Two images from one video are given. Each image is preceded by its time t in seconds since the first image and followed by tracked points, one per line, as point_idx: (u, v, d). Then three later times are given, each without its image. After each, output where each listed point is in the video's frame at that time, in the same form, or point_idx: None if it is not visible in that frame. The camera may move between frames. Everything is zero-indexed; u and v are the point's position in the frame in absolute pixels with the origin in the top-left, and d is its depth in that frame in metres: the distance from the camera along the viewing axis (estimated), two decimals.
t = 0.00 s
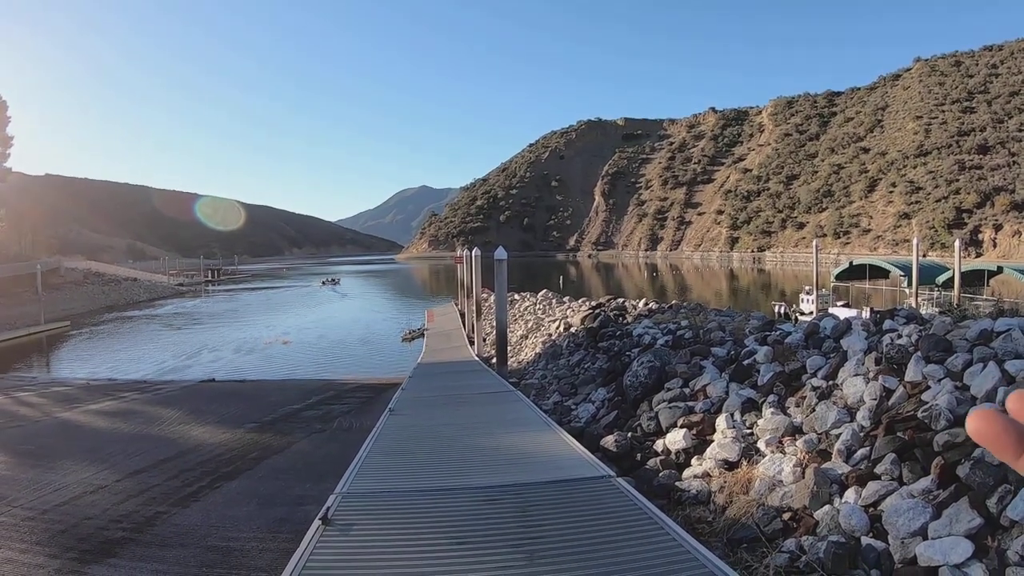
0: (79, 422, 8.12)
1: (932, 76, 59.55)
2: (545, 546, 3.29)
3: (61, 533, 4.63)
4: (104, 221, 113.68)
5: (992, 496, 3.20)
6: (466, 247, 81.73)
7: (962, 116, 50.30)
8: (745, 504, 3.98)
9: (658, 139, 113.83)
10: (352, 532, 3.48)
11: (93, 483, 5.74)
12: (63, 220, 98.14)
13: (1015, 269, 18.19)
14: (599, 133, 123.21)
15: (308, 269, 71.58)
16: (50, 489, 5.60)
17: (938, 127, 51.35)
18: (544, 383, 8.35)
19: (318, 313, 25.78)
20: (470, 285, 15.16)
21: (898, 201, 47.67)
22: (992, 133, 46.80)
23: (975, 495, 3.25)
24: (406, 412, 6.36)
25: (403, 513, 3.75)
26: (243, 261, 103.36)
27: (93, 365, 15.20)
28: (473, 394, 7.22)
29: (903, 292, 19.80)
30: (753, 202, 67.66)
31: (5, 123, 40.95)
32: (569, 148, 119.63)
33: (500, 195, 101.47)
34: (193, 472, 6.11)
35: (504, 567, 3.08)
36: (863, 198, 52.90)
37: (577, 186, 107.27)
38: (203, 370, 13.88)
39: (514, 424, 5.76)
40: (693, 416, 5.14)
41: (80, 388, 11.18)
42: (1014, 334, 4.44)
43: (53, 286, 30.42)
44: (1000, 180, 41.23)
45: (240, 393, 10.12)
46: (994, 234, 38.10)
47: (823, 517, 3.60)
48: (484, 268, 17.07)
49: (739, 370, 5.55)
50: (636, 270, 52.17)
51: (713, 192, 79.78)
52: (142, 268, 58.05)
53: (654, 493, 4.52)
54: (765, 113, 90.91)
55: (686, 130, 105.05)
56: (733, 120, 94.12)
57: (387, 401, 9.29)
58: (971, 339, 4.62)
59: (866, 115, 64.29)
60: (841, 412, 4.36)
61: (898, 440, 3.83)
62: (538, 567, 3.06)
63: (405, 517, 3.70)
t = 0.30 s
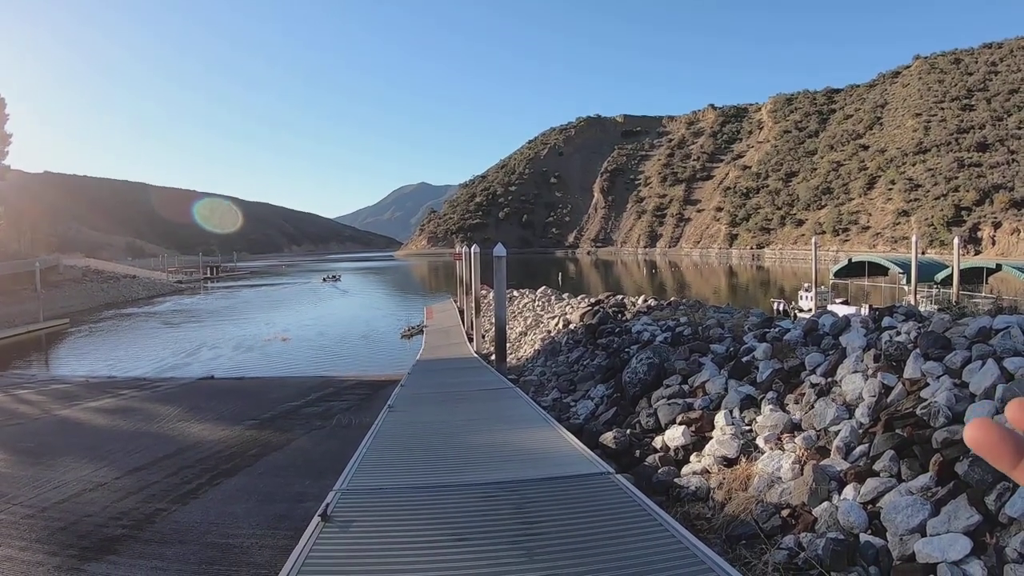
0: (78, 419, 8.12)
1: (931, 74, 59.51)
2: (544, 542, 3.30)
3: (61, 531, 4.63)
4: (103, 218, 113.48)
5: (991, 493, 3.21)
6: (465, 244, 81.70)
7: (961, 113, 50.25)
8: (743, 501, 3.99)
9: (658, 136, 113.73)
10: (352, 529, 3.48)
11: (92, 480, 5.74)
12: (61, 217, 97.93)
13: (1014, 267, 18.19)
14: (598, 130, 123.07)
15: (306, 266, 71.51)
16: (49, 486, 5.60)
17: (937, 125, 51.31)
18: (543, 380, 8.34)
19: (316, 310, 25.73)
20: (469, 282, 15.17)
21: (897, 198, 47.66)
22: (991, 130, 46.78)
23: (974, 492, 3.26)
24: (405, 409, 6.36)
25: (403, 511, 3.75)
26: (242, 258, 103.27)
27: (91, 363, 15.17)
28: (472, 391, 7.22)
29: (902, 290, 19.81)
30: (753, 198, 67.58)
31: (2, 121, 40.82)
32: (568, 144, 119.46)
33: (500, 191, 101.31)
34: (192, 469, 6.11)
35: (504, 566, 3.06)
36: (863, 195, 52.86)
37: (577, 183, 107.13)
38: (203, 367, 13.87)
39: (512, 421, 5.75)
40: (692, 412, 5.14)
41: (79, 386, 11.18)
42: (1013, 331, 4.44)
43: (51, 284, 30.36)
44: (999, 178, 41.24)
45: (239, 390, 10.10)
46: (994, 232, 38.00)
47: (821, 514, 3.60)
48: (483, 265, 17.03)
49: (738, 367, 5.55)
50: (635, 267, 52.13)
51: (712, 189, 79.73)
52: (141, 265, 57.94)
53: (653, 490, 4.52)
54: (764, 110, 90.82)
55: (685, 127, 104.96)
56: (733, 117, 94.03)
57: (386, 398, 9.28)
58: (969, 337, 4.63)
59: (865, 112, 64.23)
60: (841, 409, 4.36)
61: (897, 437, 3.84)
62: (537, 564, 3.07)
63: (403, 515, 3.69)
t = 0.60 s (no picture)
0: (79, 415, 8.13)
1: (934, 72, 59.35)
2: (544, 539, 3.30)
3: (62, 527, 4.64)
4: (104, 214, 113.52)
5: (992, 493, 3.20)
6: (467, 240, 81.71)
7: (964, 112, 50.11)
8: (744, 499, 3.98)
9: (660, 133, 113.57)
10: (353, 525, 3.48)
11: (94, 476, 5.75)
12: (63, 212, 98.00)
13: (1016, 265, 18.17)
14: (601, 126, 122.82)
15: (308, 262, 71.52)
16: (51, 482, 5.61)
17: (940, 123, 51.18)
18: (544, 376, 8.35)
19: (318, 306, 25.72)
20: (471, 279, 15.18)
21: (899, 195, 47.59)
22: (994, 129, 46.64)
23: (975, 491, 3.25)
24: (406, 405, 6.36)
25: (405, 507, 3.74)
26: (244, 253, 103.29)
27: (93, 359, 15.18)
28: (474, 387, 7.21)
29: (903, 288, 19.78)
30: (755, 196, 67.46)
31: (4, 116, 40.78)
32: (570, 140, 119.26)
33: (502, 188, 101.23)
34: (194, 464, 6.13)
35: (505, 564, 3.05)
36: (865, 193, 52.79)
37: (579, 180, 107.01)
38: (204, 363, 13.89)
39: (513, 418, 5.75)
40: (693, 410, 5.14)
41: (80, 381, 11.19)
42: (1016, 331, 4.43)
43: (52, 279, 30.37)
44: (1002, 176, 41.15)
45: (241, 386, 10.12)
46: (996, 230, 37.80)
47: (822, 512, 3.60)
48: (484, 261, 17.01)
49: (739, 364, 5.55)
50: (637, 264, 52.09)
51: (714, 186, 79.64)
52: (142, 260, 57.90)
53: (653, 487, 4.52)
54: (766, 107, 90.60)
55: (687, 124, 104.78)
56: (735, 115, 93.79)
57: (388, 394, 9.30)
58: (972, 336, 4.62)
59: (868, 109, 64.07)
60: (842, 407, 4.35)
61: (898, 435, 3.83)
62: (538, 562, 3.06)
63: (405, 511, 3.69)
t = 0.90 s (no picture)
0: (84, 412, 8.16)
1: (940, 72, 59.13)
2: (549, 540, 3.28)
3: (65, 523, 4.65)
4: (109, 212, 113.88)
5: (995, 495, 3.19)
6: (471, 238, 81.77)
7: (969, 112, 49.96)
8: (748, 499, 3.97)
9: (664, 132, 113.36)
10: (357, 523, 3.49)
11: (98, 473, 5.77)
12: (69, 210, 98.36)
13: (1021, 267, 18.10)
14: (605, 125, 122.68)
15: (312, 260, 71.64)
16: (55, 478, 5.63)
17: (945, 123, 50.98)
18: (549, 375, 8.35)
19: (322, 304, 25.75)
20: (475, 277, 15.20)
21: (904, 196, 47.46)
22: (1000, 130, 46.44)
23: (978, 493, 3.24)
24: (409, 403, 6.37)
25: (408, 506, 3.74)
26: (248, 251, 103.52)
27: (98, 355, 15.24)
28: (479, 385, 7.21)
29: (908, 289, 19.72)
30: (759, 196, 67.33)
31: (10, 114, 40.94)
32: (574, 139, 119.17)
33: (506, 186, 101.28)
34: (197, 461, 6.14)
35: (507, 564, 3.04)
36: (869, 194, 52.67)
37: (583, 179, 106.97)
38: (208, 360, 13.92)
39: (516, 416, 5.74)
40: (696, 410, 5.13)
41: (85, 378, 11.22)
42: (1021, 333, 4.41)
43: (57, 276, 30.49)
44: (1007, 177, 41.01)
45: (245, 383, 10.13)
46: (1000, 231, 37.65)
47: (825, 513, 3.59)
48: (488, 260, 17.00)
49: (743, 365, 5.53)
50: (642, 263, 52.05)
51: (719, 185, 79.46)
52: (146, 258, 58.05)
53: (656, 487, 4.52)
54: (771, 107, 90.39)
55: (692, 124, 104.59)
56: (740, 114, 93.58)
57: (392, 392, 9.32)
58: (975, 338, 4.60)
59: (873, 109, 63.86)
60: (845, 409, 4.34)
61: (901, 436, 3.82)
62: (539, 561, 3.05)
63: (408, 510, 3.70)
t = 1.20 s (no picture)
0: (88, 412, 8.17)
1: (943, 73, 59.04)
2: (552, 541, 3.29)
3: (68, 523, 4.67)
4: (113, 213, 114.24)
5: (998, 497, 3.19)
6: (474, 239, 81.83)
7: (973, 113, 49.86)
8: (751, 500, 3.97)
9: (667, 133, 113.34)
10: (359, 524, 3.50)
11: (100, 473, 5.78)
12: (73, 211, 98.68)
13: None
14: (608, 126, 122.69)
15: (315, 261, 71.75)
16: (58, 478, 5.65)
17: (949, 124, 50.87)
18: (551, 376, 8.34)
19: (325, 304, 25.78)
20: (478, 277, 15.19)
21: (907, 197, 47.40)
22: (1003, 130, 46.36)
23: (982, 495, 3.24)
24: (412, 404, 6.37)
25: (412, 507, 3.74)
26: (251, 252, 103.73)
27: (101, 356, 15.29)
28: (482, 387, 7.21)
29: (911, 290, 19.69)
30: (762, 197, 67.25)
31: (15, 116, 41.10)
32: (577, 140, 119.22)
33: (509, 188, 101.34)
34: (200, 462, 6.16)
35: (511, 564, 3.05)
36: (873, 195, 52.59)
37: (586, 180, 106.97)
38: (211, 361, 13.95)
39: (519, 418, 5.74)
40: (699, 411, 5.12)
41: (88, 378, 11.25)
42: None
43: (61, 277, 30.59)
44: (1010, 178, 40.92)
45: (247, 384, 10.15)
46: (1004, 232, 37.60)
47: (828, 515, 3.59)
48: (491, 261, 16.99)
49: (746, 366, 5.53)
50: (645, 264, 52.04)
51: (722, 186, 79.41)
52: (151, 258, 58.16)
53: (659, 488, 4.52)
54: (774, 108, 90.29)
55: (695, 124, 104.54)
56: (743, 115, 93.50)
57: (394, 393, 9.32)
58: (979, 339, 4.59)
59: (876, 110, 63.77)
60: (848, 410, 4.34)
61: (904, 437, 3.82)
62: (542, 562, 3.06)
63: (411, 510, 3.70)
